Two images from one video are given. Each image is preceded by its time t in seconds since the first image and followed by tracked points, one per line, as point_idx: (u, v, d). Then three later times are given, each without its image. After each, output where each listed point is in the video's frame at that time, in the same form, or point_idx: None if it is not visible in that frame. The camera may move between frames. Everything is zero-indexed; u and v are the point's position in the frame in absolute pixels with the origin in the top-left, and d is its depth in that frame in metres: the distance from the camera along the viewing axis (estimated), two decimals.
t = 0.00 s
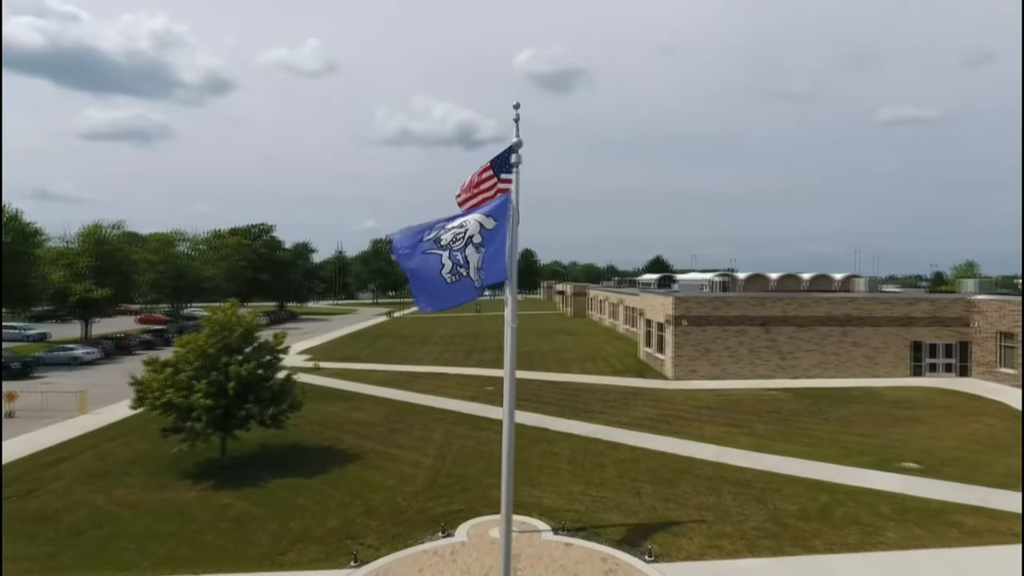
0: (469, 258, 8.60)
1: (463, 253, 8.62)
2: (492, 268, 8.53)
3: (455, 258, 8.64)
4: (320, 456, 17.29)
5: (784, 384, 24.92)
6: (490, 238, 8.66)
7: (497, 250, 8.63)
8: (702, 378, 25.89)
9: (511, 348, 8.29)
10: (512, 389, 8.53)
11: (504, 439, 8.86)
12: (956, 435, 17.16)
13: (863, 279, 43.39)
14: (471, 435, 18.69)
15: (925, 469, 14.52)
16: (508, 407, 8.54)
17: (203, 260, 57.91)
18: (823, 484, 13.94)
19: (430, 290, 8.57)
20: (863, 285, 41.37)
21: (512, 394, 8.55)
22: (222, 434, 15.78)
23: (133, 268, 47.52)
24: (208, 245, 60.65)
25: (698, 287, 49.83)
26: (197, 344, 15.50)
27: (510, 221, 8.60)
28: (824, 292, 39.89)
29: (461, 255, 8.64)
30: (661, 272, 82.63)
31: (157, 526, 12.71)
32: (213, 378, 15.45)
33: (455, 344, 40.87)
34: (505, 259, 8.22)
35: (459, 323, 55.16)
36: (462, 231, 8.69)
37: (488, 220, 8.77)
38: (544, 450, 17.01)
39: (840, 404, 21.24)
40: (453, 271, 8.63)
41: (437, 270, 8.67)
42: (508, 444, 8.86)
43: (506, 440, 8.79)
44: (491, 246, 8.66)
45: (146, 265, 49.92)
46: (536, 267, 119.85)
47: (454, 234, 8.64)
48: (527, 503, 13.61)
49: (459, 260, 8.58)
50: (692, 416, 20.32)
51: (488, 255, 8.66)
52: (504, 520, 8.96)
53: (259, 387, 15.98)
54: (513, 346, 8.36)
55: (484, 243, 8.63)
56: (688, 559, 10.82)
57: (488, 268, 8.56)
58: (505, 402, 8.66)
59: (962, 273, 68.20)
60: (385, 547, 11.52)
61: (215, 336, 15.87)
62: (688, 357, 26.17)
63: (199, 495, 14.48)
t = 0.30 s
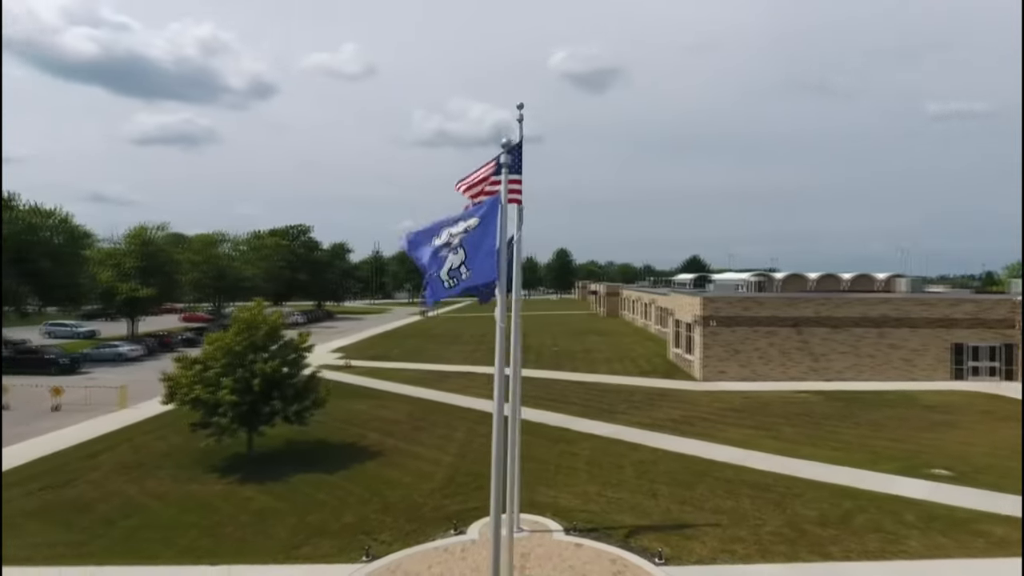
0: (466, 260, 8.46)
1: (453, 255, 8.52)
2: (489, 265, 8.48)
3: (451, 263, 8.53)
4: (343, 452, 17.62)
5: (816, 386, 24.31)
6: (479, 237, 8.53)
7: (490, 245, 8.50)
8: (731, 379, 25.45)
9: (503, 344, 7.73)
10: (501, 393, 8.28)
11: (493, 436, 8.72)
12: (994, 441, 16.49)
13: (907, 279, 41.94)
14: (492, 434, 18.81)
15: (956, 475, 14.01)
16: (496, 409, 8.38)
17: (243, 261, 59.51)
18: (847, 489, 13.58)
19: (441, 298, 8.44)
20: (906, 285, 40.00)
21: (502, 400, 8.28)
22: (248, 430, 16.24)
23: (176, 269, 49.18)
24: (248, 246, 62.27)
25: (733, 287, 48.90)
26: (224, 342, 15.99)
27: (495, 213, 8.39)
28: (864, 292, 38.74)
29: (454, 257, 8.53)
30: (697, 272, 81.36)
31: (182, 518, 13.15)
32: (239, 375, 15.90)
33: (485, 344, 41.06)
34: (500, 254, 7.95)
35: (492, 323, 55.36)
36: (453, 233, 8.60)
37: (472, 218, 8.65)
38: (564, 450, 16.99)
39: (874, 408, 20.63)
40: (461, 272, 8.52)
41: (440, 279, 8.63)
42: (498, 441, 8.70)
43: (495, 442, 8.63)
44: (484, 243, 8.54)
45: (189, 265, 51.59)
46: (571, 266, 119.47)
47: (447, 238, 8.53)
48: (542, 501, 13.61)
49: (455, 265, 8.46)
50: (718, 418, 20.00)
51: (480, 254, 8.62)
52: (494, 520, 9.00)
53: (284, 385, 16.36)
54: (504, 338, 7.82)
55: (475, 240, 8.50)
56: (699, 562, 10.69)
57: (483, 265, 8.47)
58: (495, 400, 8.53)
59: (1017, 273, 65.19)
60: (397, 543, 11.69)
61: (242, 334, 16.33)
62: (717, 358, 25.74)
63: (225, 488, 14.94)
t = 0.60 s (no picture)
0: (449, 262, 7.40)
1: (435, 256, 7.60)
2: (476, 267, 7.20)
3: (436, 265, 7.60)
4: (366, 449, 17.90)
5: (849, 389, 23.62)
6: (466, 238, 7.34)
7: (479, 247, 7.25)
8: (761, 381, 24.92)
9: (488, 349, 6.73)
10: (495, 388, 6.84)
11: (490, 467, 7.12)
12: None
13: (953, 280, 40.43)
14: (512, 433, 18.87)
15: (988, 483, 13.47)
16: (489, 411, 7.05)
17: (281, 261, 61.14)
18: (871, 494, 13.20)
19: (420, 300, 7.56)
20: (951, 285, 38.55)
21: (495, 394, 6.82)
22: (273, 426, 16.65)
23: (217, 269, 50.63)
24: (286, 246, 64.23)
25: (769, 287, 47.89)
26: (250, 340, 16.47)
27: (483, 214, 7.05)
28: (905, 293, 37.52)
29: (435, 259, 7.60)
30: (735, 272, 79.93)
31: (206, 510, 13.58)
32: (264, 371, 16.33)
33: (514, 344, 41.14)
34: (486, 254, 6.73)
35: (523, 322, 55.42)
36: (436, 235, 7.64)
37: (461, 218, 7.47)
38: (583, 451, 16.95)
39: (908, 412, 19.96)
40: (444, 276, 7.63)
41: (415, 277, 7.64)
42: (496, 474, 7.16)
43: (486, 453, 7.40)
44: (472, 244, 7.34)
45: (229, 265, 53.08)
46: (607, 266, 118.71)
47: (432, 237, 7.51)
48: (555, 501, 13.58)
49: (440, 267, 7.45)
50: (743, 420, 19.62)
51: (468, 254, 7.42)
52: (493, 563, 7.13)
53: (308, 382, 16.73)
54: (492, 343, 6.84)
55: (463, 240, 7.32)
56: (709, 566, 10.53)
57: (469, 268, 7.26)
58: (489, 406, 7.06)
59: None
60: (409, 539, 11.84)
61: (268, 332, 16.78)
62: (746, 360, 25.23)
63: (248, 482, 15.35)
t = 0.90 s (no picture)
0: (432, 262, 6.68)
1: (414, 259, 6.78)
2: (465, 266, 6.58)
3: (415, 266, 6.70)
4: (384, 445, 18.16)
5: (880, 391, 22.98)
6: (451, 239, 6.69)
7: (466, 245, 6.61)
8: (788, 383, 24.43)
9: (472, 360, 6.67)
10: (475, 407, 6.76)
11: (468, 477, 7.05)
12: None
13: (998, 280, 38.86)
14: (529, 432, 18.91)
15: (1017, 491, 12.96)
16: (470, 426, 6.83)
17: (315, 261, 62.34)
18: (890, 500, 12.84)
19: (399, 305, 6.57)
20: (995, 285, 37.08)
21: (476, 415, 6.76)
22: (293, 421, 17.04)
23: (253, 269, 51.81)
24: (320, 246, 65.29)
25: (803, 287, 46.85)
26: (271, 338, 16.90)
27: (467, 213, 6.62)
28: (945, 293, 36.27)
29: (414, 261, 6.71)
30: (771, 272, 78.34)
31: (225, 503, 13.98)
32: (285, 368, 16.74)
33: (541, 343, 41.15)
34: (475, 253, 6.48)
35: (551, 322, 55.37)
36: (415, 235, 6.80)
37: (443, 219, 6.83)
38: (599, 451, 16.88)
39: (939, 416, 19.33)
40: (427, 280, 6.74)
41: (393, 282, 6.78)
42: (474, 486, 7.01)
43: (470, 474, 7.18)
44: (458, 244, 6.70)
45: (264, 265, 54.34)
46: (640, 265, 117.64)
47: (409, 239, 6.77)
48: (565, 500, 13.58)
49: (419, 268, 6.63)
50: (765, 422, 19.28)
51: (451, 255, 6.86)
52: None
53: (327, 379, 17.08)
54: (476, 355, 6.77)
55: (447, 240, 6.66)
56: (714, 569, 10.41)
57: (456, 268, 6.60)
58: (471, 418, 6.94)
59: None
60: (417, 535, 12.00)
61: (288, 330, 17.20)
62: (773, 361, 24.75)
63: (268, 476, 15.73)
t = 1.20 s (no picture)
0: (415, 263, 6.71)
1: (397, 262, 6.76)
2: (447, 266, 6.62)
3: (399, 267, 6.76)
4: (403, 442, 18.43)
5: (911, 394, 22.31)
6: (434, 241, 6.74)
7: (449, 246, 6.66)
8: (815, 384, 23.93)
9: (456, 356, 6.79)
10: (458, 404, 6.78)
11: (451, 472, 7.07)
12: None
13: None
14: (546, 431, 18.95)
15: None
16: (454, 424, 6.93)
17: (348, 261, 63.36)
18: (908, 504, 12.50)
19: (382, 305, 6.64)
20: None
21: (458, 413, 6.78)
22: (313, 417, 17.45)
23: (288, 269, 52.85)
24: (353, 246, 66.25)
25: (838, 287, 45.70)
26: (292, 336, 17.32)
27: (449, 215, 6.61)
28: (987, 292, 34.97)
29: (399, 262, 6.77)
30: (808, 271, 76.55)
31: (245, 496, 14.44)
32: (305, 365, 17.15)
33: (568, 343, 41.09)
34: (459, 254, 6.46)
35: (580, 322, 55.16)
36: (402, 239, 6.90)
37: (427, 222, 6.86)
38: (614, 451, 16.83)
39: (972, 420, 18.68)
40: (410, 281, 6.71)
41: (379, 283, 6.83)
42: (457, 483, 7.02)
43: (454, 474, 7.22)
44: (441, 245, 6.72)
45: (298, 265, 55.51)
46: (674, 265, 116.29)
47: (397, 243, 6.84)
48: (574, 498, 13.62)
49: (402, 268, 6.64)
50: (787, 424, 18.93)
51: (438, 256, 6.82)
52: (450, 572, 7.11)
53: (346, 376, 17.44)
54: (460, 350, 6.87)
55: (430, 240, 6.70)
56: (717, 570, 10.32)
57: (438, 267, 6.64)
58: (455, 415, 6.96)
59: None
60: (425, 530, 12.18)
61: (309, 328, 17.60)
62: (800, 362, 24.27)
63: (288, 470, 16.15)
